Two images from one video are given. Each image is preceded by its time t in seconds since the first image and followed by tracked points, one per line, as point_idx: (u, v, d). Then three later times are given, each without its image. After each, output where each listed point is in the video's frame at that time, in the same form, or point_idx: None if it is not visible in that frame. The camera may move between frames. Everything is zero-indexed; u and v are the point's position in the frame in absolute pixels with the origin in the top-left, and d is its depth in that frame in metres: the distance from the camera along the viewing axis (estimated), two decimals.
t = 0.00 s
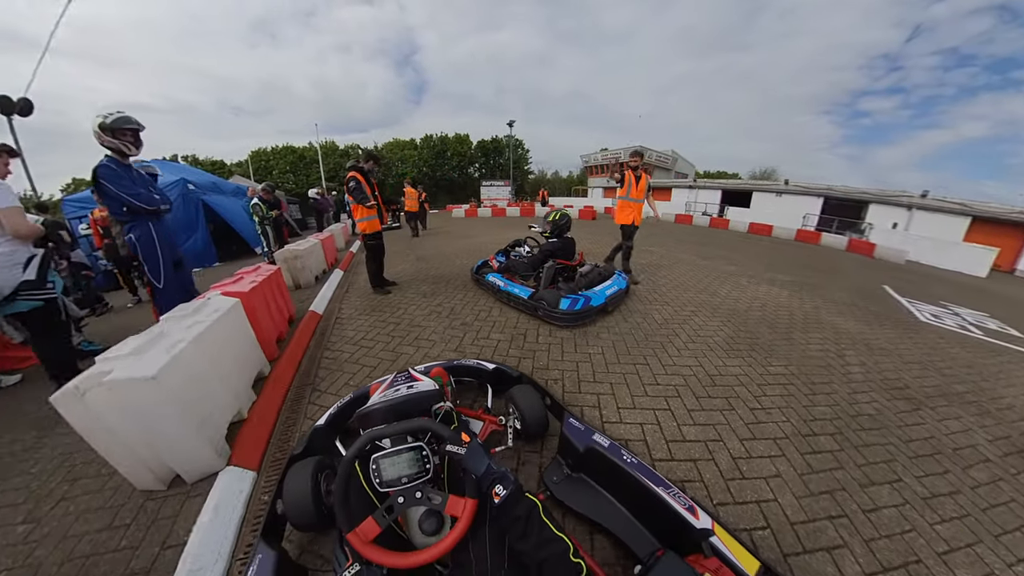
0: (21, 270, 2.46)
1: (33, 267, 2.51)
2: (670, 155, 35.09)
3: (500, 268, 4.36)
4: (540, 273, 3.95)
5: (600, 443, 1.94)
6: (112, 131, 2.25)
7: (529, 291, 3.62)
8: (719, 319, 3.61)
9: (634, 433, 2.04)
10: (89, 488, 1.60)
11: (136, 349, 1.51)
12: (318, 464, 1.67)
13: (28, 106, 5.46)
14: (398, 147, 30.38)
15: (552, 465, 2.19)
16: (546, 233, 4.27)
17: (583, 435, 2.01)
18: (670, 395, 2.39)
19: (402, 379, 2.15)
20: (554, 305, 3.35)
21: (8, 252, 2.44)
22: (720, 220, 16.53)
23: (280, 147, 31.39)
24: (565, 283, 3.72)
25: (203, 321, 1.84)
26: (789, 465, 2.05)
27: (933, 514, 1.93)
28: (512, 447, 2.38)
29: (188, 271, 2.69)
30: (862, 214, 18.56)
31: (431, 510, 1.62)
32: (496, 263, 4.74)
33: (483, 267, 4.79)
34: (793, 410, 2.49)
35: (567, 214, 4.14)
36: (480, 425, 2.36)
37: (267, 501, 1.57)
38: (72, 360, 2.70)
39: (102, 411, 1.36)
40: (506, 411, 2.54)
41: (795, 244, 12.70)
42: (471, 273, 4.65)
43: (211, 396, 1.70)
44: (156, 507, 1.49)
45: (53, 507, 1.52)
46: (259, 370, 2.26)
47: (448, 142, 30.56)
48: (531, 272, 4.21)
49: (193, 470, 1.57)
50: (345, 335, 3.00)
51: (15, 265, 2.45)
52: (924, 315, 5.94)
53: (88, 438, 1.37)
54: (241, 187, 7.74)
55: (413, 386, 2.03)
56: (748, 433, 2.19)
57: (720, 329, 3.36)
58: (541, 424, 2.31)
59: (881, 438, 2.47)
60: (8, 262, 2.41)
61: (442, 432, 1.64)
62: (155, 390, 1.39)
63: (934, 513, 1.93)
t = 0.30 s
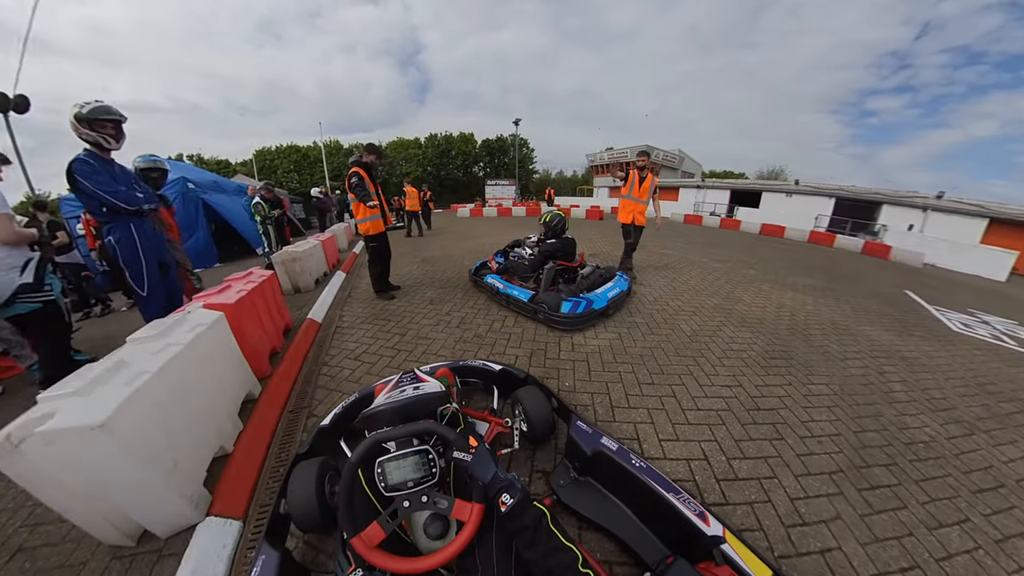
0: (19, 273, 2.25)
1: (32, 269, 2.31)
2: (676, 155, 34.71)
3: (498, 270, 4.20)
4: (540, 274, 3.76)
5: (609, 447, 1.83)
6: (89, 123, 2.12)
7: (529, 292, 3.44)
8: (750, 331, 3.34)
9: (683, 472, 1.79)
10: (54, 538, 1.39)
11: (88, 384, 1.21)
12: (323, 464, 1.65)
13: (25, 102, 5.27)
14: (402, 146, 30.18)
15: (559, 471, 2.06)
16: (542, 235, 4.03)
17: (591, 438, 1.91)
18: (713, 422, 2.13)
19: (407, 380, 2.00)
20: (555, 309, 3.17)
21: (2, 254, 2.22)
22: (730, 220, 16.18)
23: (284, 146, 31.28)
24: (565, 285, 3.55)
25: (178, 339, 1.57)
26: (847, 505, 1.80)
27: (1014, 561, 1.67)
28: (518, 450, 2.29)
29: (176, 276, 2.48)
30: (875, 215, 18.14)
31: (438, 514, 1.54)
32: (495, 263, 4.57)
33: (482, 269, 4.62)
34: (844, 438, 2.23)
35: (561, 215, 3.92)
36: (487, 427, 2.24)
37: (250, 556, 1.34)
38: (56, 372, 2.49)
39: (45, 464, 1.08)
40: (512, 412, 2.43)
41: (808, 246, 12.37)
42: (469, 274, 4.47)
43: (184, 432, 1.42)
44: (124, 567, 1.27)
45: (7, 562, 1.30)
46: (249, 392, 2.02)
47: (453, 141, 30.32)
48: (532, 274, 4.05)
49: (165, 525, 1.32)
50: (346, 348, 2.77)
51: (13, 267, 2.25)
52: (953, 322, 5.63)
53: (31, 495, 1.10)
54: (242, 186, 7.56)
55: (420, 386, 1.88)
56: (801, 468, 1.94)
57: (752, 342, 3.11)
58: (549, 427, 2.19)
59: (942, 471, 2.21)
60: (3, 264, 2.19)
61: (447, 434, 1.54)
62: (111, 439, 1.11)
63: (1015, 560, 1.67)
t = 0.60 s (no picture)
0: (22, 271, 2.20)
1: (35, 269, 2.26)
2: (677, 155, 34.55)
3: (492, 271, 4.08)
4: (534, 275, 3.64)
5: (609, 446, 1.79)
6: (58, 115, 2.06)
7: (521, 294, 3.32)
8: (774, 342, 3.18)
9: (728, 508, 1.61)
10: None
11: (21, 435, 0.98)
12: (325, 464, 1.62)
13: (10, 99, 5.08)
14: (402, 145, 29.96)
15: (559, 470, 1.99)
16: (537, 235, 3.88)
17: (591, 438, 1.85)
18: (750, 447, 1.95)
19: (410, 380, 1.84)
20: (549, 311, 3.07)
21: (5, 254, 2.15)
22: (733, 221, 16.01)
23: (283, 145, 31.05)
24: (559, 288, 3.45)
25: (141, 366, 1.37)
26: (897, 539, 1.61)
27: None
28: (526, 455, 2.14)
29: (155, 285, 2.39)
30: (879, 216, 17.99)
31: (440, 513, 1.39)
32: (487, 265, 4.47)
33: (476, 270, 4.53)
34: (883, 461, 2.06)
35: (556, 215, 3.74)
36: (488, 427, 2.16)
37: None
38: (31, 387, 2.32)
39: None
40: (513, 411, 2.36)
41: (813, 246, 12.20)
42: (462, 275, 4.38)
43: (150, 479, 1.21)
44: None
45: None
46: (234, 417, 1.83)
47: (453, 140, 30.08)
48: (525, 275, 3.88)
49: None
50: (341, 363, 2.57)
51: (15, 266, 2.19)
52: (972, 328, 5.41)
53: None
54: (239, 185, 7.38)
55: (422, 386, 1.72)
56: (845, 496, 1.77)
57: (776, 353, 2.96)
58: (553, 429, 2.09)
59: (986, 496, 1.94)
60: (7, 264, 2.13)
61: (448, 431, 1.43)
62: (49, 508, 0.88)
63: None
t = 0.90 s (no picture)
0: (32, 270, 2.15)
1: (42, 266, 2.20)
2: (671, 154, 34.59)
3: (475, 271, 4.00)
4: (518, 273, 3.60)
5: (612, 451, 1.69)
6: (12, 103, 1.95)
7: (506, 291, 3.34)
8: (785, 346, 3.07)
9: (760, 534, 1.48)
10: None
11: None
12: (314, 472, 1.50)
13: None
14: (396, 142, 29.59)
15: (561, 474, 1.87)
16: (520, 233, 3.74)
17: (594, 443, 1.74)
18: (777, 465, 1.82)
19: (403, 385, 1.66)
20: (534, 309, 3.07)
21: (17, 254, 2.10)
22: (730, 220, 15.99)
23: (275, 143, 30.54)
24: (544, 285, 3.43)
25: (91, 396, 1.19)
26: (933, 559, 1.48)
27: None
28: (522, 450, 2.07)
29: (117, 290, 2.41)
30: (872, 214, 18.08)
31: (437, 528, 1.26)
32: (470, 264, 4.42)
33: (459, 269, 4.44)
34: (909, 472, 1.93)
35: (539, 212, 3.63)
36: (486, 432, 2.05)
37: None
38: None
39: None
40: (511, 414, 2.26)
41: (808, 245, 12.19)
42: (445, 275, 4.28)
43: (103, 531, 1.06)
44: None
45: None
46: (208, 443, 1.66)
47: (447, 139, 29.78)
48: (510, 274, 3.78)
49: None
50: (331, 376, 2.39)
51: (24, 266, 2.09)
52: (974, 327, 5.34)
53: None
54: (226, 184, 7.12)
55: (416, 390, 1.53)
56: (876, 514, 1.65)
57: (789, 358, 2.86)
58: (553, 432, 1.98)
59: (1015, 507, 1.80)
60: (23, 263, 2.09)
61: (444, 443, 1.24)
62: None
63: None
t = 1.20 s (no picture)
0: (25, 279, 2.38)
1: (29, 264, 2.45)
2: (659, 154, 34.98)
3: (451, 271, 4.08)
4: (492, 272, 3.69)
5: (599, 447, 1.66)
6: None
7: (481, 292, 3.40)
8: (778, 344, 3.08)
9: (764, 539, 1.45)
10: None
11: None
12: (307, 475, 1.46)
13: None
14: (385, 143, 29.30)
15: (550, 472, 1.83)
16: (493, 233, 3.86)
17: (582, 439, 1.72)
18: (777, 467, 1.81)
19: (392, 385, 1.61)
20: (508, 306, 3.14)
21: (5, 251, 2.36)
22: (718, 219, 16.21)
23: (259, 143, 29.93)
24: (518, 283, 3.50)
25: (47, 425, 1.08)
26: (933, 556, 1.47)
27: None
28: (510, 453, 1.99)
29: (86, 299, 2.33)
30: (854, 212, 18.50)
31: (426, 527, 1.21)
32: (446, 264, 4.48)
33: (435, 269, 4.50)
34: (905, 469, 1.93)
35: (512, 213, 3.80)
36: (475, 431, 1.98)
37: None
38: None
39: None
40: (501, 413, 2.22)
41: (794, 243, 12.41)
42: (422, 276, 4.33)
43: (66, 569, 0.97)
44: None
45: None
46: (187, 464, 1.57)
47: (437, 139, 29.55)
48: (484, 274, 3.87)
49: None
50: (318, 387, 2.30)
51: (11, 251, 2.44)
52: (955, 321, 5.46)
53: None
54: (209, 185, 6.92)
55: (404, 391, 1.48)
56: (875, 513, 1.64)
57: (783, 357, 2.86)
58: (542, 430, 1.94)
59: (1006, 498, 1.81)
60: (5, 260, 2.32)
61: (431, 442, 1.20)
62: None
63: None
